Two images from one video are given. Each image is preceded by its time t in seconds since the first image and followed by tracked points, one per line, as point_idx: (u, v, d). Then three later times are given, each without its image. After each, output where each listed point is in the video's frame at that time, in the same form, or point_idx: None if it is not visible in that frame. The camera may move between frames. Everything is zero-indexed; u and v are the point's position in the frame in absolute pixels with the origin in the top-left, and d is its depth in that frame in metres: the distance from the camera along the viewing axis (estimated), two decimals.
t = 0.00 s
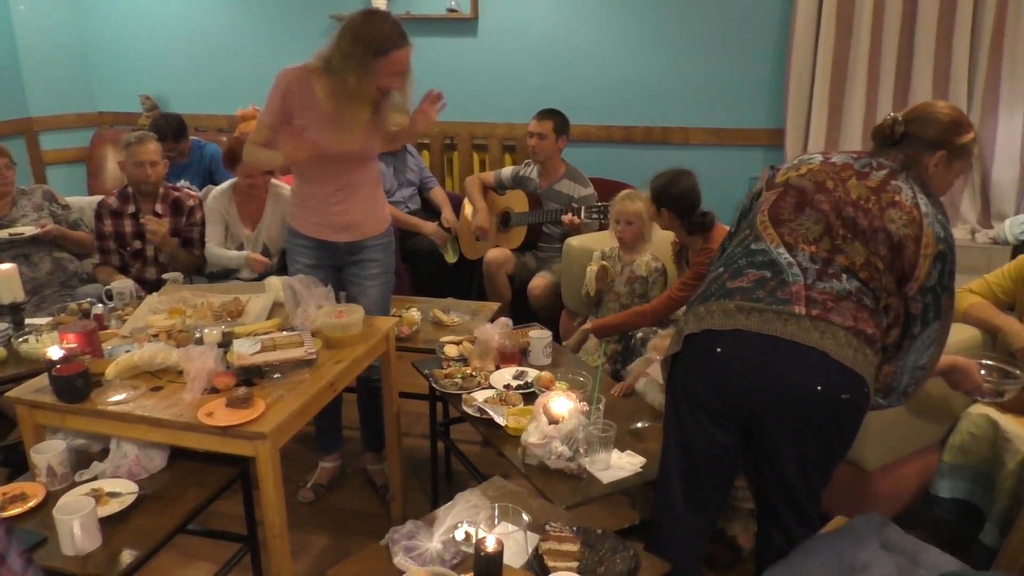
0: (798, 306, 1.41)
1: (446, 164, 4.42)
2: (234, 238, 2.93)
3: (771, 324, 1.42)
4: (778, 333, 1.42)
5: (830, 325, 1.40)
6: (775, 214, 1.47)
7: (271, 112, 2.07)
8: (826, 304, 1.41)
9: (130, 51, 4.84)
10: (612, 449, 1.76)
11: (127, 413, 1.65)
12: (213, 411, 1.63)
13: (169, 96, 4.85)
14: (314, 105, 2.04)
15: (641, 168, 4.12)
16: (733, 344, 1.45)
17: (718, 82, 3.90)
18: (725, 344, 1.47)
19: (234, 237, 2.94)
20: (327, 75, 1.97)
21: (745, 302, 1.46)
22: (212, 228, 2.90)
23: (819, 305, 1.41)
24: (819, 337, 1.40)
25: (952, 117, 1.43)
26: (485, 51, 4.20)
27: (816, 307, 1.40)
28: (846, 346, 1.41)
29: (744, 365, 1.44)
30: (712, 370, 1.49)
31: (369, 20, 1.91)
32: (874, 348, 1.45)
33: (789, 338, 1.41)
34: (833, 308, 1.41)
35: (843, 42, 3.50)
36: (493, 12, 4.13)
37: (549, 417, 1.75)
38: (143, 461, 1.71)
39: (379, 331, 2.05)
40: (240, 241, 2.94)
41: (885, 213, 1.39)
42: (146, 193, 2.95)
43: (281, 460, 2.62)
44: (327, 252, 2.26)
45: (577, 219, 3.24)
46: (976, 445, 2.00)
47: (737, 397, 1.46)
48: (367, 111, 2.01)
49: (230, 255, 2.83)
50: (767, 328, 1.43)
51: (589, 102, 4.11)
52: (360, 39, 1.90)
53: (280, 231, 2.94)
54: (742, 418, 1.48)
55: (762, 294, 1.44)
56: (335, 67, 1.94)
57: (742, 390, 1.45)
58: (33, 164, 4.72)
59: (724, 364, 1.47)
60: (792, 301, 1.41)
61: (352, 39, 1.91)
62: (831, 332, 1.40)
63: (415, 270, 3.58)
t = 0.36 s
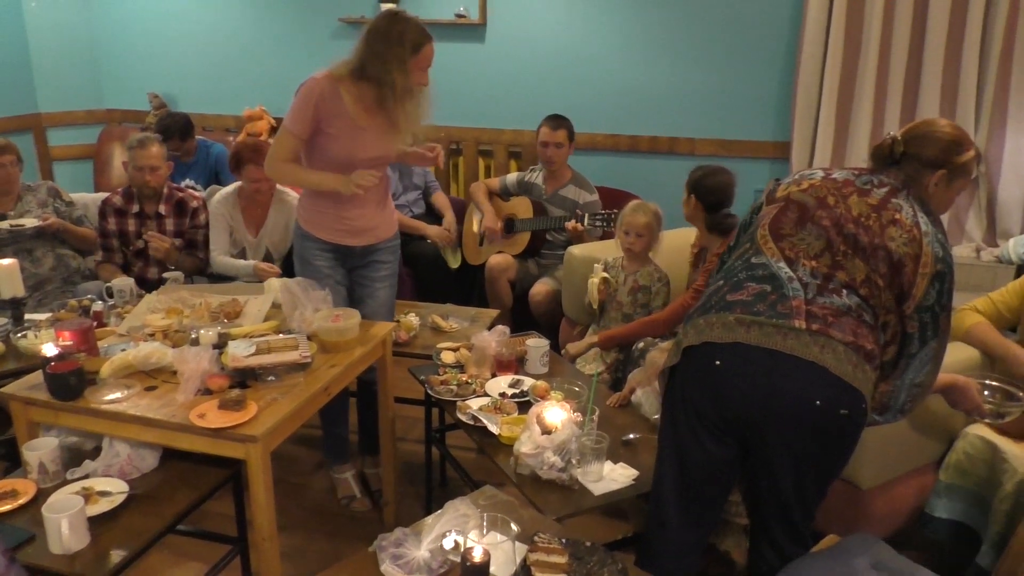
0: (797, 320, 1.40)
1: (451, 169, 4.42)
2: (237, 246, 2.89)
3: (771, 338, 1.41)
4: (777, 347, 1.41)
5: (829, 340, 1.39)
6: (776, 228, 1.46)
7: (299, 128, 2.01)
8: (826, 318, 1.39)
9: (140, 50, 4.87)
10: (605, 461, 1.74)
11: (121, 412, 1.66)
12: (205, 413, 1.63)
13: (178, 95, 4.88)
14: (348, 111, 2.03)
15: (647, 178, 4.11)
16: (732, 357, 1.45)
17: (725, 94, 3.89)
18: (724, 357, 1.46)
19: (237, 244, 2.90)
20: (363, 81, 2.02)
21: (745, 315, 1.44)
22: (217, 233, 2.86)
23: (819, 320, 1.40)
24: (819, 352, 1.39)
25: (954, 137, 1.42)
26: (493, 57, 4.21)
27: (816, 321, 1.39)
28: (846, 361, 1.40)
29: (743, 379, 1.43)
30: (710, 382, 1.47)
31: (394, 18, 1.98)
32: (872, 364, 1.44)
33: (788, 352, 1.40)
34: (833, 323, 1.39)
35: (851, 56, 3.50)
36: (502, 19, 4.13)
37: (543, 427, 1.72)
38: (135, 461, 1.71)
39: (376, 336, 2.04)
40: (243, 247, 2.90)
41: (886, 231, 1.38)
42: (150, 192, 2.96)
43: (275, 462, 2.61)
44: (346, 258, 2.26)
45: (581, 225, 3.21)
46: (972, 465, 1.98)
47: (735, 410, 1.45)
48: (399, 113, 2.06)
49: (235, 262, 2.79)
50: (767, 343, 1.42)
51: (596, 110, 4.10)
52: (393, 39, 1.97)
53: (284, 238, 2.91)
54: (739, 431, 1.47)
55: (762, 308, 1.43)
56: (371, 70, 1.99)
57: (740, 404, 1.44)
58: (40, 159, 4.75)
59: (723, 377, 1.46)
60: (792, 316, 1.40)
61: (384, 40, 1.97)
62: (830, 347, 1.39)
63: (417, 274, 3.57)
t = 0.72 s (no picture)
0: (791, 322, 1.39)
1: (450, 174, 4.42)
2: (235, 253, 2.89)
3: (764, 340, 1.40)
4: (771, 350, 1.40)
5: (823, 342, 1.38)
6: (769, 230, 1.45)
7: (303, 140, 1.98)
8: (819, 321, 1.39)
9: (139, 55, 4.88)
10: (600, 465, 1.73)
11: (113, 418, 1.65)
12: (197, 418, 1.63)
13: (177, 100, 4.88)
14: (345, 116, 2.02)
15: (645, 182, 4.11)
16: (726, 360, 1.43)
17: (723, 97, 3.89)
18: (717, 360, 1.45)
19: (235, 251, 2.90)
20: (353, 82, 2.01)
21: (738, 318, 1.44)
22: (214, 241, 2.85)
23: (812, 322, 1.39)
24: (811, 354, 1.38)
25: (951, 138, 1.41)
26: (492, 61, 4.21)
27: (809, 323, 1.39)
28: (839, 364, 1.39)
29: (738, 382, 1.42)
30: (704, 386, 1.46)
31: (372, 17, 2.00)
32: (866, 367, 1.43)
33: (781, 354, 1.39)
34: (826, 325, 1.39)
35: (848, 58, 3.49)
36: (500, 23, 4.13)
37: (536, 431, 1.71)
38: (128, 467, 1.70)
39: (371, 341, 2.03)
40: (241, 254, 2.90)
41: (880, 233, 1.38)
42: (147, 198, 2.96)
43: (271, 467, 2.60)
44: (350, 262, 2.23)
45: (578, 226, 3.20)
46: (968, 469, 1.96)
47: (728, 414, 1.44)
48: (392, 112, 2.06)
49: (232, 271, 2.78)
50: (760, 345, 1.41)
51: (594, 113, 4.10)
52: (379, 39, 1.98)
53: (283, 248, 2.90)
54: (733, 436, 1.46)
55: (754, 310, 1.42)
56: (365, 73, 1.99)
57: (733, 407, 1.42)
58: (40, 165, 4.75)
59: (715, 380, 1.44)
60: (785, 318, 1.40)
61: (369, 40, 1.98)
62: (824, 349, 1.38)
63: (415, 279, 3.57)
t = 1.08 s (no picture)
0: (782, 321, 1.38)
1: (448, 176, 4.41)
2: (232, 258, 2.89)
3: (756, 340, 1.39)
4: (763, 349, 1.39)
5: (816, 341, 1.38)
6: (760, 228, 1.45)
7: (297, 141, 1.98)
8: (811, 319, 1.38)
9: (137, 62, 4.89)
10: (597, 466, 1.72)
11: (109, 424, 1.65)
12: (192, 424, 1.63)
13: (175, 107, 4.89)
14: (339, 117, 2.03)
15: (643, 181, 4.10)
16: (718, 360, 1.42)
17: (720, 96, 3.88)
18: (709, 360, 1.44)
19: (232, 256, 2.90)
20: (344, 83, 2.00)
21: (729, 317, 1.43)
22: (211, 246, 2.86)
23: (804, 321, 1.38)
24: (804, 353, 1.37)
25: (943, 133, 1.40)
26: (488, 62, 4.21)
27: (801, 322, 1.38)
28: (832, 362, 1.38)
29: (731, 382, 1.41)
30: (698, 386, 1.46)
31: (366, 16, 1.98)
32: (860, 365, 1.43)
33: (773, 353, 1.38)
34: (818, 323, 1.38)
35: (845, 54, 3.48)
36: (496, 25, 4.13)
37: (533, 432, 1.70)
38: (124, 473, 1.70)
39: (367, 344, 2.03)
40: (237, 259, 2.90)
41: (872, 230, 1.37)
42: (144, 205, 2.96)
43: (270, 472, 2.60)
44: (346, 265, 2.23)
45: (573, 228, 3.20)
46: (968, 465, 1.95)
47: (720, 414, 1.43)
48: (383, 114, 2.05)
49: (229, 276, 2.78)
50: (752, 345, 1.40)
51: (591, 114, 4.10)
52: (372, 39, 1.97)
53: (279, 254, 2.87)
54: (727, 436, 1.45)
55: (746, 309, 1.42)
56: (357, 75, 1.99)
57: (726, 407, 1.42)
58: (39, 173, 4.76)
59: (708, 380, 1.44)
60: (776, 317, 1.39)
61: (362, 40, 1.97)
62: (816, 347, 1.37)
63: (413, 281, 3.56)
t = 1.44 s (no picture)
0: (773, 321, 1.38)
1: (438, 177, 4.40)
2: (222, 261, 2.88)
3: (748, 340, 1.39)
4: (755, 350, 1.39)
5: (807, 339, 1.37)
6: (746, 228, 1.44)
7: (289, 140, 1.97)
8: (802, 317, 1.38)
9: (126, 66, 4.88)
10: (585, 465, 1.72)
11: (97, 429, 1.65)
12: (179, 428, 1.62)
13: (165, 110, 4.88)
14: (331, 117, 2.02)
15: (634, 180, 4.10)
16: (711, 362, 1.42)
17: (710, 94, 3.89)
18: (701, 362, 1.43)
19: (222, 259, 2.89)
20: (335, 84, 2.00)
21: (720, 318, 1.42)
22: (200, 248, 2.85)
23: (795, 320, 1.38)
24: (797, 352, 1.37)
25: (924, 126, 1.40)
26: (478, 63, 4.21)
27: (791, 321, 1.38)
28: (824, 361, 1.38)
29: (722, 384, 1.41)
30: (689, 389, 1.45)
31: (360, 18, 1.99)
32: (850, 362, 1.43)
33: (766, 354, 1.38)
34: (809, 322, 1.38)
35: (835, 51, 3.48)
36: (485, 25, 4.13)
37: (521, 432, 1.71)
38: (112, 479, 1.69)
39: (357, 345, 2.03)
40: (227, 262, 2.89)
41: (857, 226, 1.37)
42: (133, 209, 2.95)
43: (262, 476, 2.59)
44: (337, 268, 2.22)
45: (561, 229, 3.20)
46: (958, 460, 1.96)
47: (715, 415, 1.42)
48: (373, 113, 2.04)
49: (218, 279, 2.77)
50: (743, 345, 1.39)
51: (581, 114, 4.10)
52: (366, 40, 1.98)
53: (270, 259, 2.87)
54: (720, 436, 1.45)
55: (737, 310, 1.41)
56: (349, 76, 1.98)
57: (720, 408, 1.41)
58: (29, 179, 4.75)
59: (700, 382, 1.43)
60: (767, 317, 1.38)
61: (356, 41, 1.98)
62: (807, 346, 1.37)
63: (404, 283, 3.56)
